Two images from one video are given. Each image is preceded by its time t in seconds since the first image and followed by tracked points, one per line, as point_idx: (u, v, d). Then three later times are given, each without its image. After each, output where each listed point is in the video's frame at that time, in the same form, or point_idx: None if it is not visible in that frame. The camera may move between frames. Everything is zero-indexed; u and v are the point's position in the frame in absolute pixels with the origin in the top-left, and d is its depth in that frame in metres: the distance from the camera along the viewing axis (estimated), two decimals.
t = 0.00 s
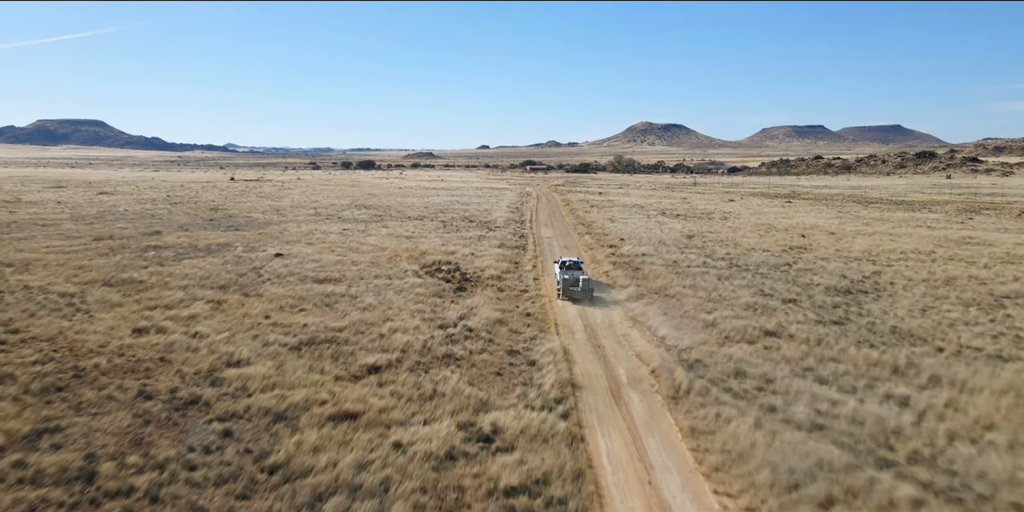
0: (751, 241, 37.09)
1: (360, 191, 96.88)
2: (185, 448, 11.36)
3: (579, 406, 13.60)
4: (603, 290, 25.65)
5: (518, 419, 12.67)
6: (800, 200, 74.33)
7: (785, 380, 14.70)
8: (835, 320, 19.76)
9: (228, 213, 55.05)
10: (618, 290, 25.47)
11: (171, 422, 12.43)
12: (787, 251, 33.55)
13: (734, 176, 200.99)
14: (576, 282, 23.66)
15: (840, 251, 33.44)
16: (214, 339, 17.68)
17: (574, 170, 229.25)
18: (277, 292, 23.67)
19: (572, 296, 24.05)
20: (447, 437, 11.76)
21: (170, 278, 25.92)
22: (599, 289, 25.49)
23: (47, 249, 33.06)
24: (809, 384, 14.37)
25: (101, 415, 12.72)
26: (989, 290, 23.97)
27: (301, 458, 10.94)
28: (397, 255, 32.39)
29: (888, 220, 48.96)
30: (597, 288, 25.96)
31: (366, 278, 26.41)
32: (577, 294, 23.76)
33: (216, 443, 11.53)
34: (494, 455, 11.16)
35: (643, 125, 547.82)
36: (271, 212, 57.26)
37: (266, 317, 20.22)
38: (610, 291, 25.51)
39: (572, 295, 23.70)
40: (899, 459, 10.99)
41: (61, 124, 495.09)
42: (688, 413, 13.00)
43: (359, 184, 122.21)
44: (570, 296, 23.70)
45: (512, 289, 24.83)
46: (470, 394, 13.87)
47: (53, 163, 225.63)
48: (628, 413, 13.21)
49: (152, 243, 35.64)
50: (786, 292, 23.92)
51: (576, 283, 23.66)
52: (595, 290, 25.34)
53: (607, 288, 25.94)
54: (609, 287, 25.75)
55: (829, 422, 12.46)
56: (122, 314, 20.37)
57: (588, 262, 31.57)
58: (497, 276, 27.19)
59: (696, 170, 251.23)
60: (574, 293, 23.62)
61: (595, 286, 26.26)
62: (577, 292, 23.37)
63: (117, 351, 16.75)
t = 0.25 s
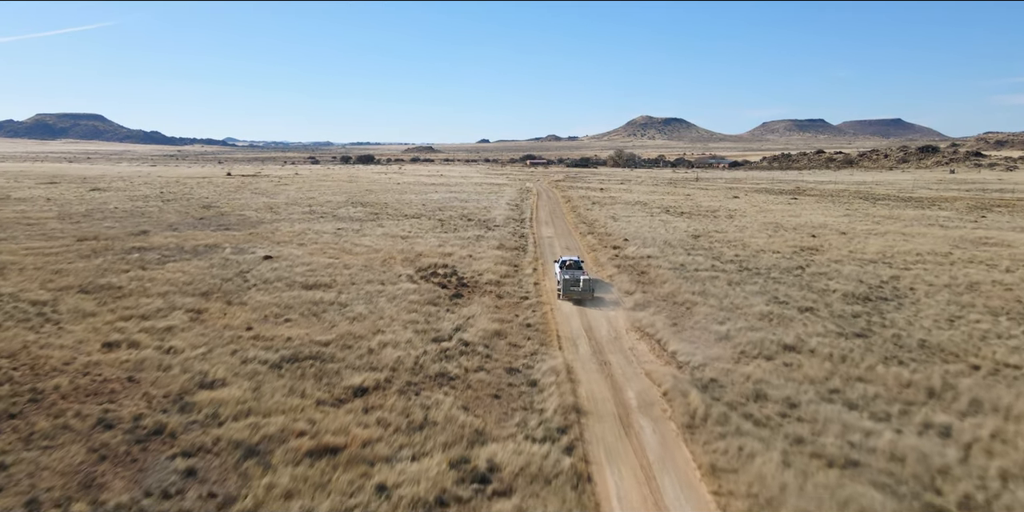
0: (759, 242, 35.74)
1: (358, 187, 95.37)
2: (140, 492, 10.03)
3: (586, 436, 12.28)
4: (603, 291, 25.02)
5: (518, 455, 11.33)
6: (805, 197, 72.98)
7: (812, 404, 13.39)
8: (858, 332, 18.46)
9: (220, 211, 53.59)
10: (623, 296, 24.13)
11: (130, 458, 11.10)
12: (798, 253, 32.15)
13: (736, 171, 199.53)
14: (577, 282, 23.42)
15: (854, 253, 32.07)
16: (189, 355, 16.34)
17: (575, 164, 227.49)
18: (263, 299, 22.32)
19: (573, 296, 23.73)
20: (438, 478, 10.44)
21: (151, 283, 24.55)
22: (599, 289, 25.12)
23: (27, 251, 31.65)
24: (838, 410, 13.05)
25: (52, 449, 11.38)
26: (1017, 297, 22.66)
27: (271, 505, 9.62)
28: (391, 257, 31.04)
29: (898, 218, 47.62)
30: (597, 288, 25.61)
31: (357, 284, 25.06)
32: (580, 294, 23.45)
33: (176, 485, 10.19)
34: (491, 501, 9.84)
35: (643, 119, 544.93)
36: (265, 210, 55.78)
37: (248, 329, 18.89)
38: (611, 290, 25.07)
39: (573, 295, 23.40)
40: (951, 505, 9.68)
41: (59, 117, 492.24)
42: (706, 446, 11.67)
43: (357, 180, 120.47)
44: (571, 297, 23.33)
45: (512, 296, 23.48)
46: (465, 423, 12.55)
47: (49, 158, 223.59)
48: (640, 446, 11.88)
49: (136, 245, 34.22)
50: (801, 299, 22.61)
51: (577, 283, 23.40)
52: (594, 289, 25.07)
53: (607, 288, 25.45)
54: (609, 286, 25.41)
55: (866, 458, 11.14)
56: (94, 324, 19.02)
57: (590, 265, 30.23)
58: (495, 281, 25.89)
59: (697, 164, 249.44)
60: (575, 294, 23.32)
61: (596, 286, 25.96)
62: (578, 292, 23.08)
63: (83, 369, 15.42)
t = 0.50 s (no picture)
0: (768, 243, 34.39)
1: (355, 183, 93.81)
2: None
3: (593, 477, 10.94)
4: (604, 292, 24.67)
5: (517, 500, 10.01)
6: (810, 194, 71.64)
7: (843, 436, 12.07)
8: (883, 347, 17.16)
9: (211, 210, 52.13)
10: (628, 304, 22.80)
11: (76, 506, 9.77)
12: (809, 255, 30.81)
13: (738, 166, 197.85)
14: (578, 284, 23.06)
15: (868, 256, 30.72)
16: (159, 375, 15.00)
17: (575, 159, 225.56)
18: (246, 308, 20.97)
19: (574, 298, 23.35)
20: None
21: (128, 290, 23.17)
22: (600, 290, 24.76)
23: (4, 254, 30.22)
24: (873, 443, 11.74)
25: None
26: None
27: None
28: (385, 260, 29.71)
29: (909, 217, 46.32)
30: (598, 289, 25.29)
31: (347, 291, 23.74)
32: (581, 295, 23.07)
33: None
34: None
35: (644, 113, 541.96)
36: (257, 209, 54.32)
37: (227, 344, 17.55)
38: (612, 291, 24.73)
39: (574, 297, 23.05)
40: None
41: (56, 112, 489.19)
42: (730, 491, 10.35)
43: (355, 175, 118.94)
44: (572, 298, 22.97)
45: (511, 305, 22.18)
46: (458, 460, 11.22)
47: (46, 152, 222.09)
48: (654, 489, 10.54)
49: (119, 247, 32.81)
50: (818, 307, 21.30)
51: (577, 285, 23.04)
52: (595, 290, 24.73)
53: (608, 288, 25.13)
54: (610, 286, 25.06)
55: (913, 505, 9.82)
56: (62, 338, 17.65)
57: (593, 268, 28.92)
58: (493, 287, 24.58)
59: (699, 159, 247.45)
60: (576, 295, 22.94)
61: (596, 286, 25.63)
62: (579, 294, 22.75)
63: (41, 393, 14.07)
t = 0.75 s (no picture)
0: (778, 245, 33.01)
1: (352, 178, 92.29)
2: None
3: None
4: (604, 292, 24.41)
5: None
6: (816, 190, 70.27)
7: (883, 477, 10.77)
8: (913, 365, 15.85)
9: (203, 208, 50.68)
10: (635, 313, 21.45)
11: None
12: (823, 259, 29.48)
13: (740, 161, 195.95)
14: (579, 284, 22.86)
15: (884, 259, 29.38)
16: (124, 400, 13.66)
17: (575, 153, 223.55)
18: (227, 320, 19.62)
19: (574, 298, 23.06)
20: None
21: (104, 299, 21.79)
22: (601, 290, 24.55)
23: None
24: (919, 486, 10.43)
25: None
26: None
27: None
28: (379, 264, 28.35)
29: (920, 216, 45.01)
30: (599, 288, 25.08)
31: (337, 299, 22.40)
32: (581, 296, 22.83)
33: None
34: None
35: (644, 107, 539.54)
36: (250, 207, 52.84)
37: (202, 362, 16.22)
38: (612, 291, 24.51)
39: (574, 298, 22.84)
40: None
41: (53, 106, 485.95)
42: None
43: (352, 171, 117.29)
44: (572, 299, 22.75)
45: (510, 315, 20.85)
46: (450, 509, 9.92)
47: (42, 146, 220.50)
48: None
49: (101, 249, 31.40)
50: (838, 318, 19.96)
51: (578, 285, 22.83)
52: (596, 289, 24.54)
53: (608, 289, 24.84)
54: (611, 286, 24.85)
55: None
56: (23, 355, 16.29)
57: (596, 272, 27.59)
58: (491, 294, 23.28)
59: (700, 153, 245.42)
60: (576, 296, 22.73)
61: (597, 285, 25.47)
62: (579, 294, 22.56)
63: None
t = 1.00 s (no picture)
0: (789, 247, 31.66)
1: (349, 175, 90.74)
2: None
3: None
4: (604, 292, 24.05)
5: None
6: (822, 187, 68.82)
7: None
8: (949, 389, 14.55)
9: (193, 207, 49.22)
10: (642, 324, 20.13)
11: None
12: (837, 263, 28.14)
13: (742, 155, 194.30)
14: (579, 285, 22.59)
15: (901, 263, 28.04)
16: (81, 433, 12.32)
17: (576, 147, 221.47)
18: (205, 334, 18.27)
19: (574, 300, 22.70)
20: None
21: (76, 310, 20.42)
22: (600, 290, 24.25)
23: None
24: None
25: None
26: None
27: None
28: (371, 270, 27.00)
29: (933, 215, 43.61)
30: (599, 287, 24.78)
31: (325, 310, 21.07)
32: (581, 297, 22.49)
33: None
34: None
35: (645, 100, 536.11)
36: (242, 205, 51.40)
37: (174, 385, 14.88)
38: (613, 291, 24.22)
39: (573, 299, 22.55)
40: None
41: (50, 99, 482.94)
42: None
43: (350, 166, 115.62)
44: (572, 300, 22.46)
45: (510, 328, 19.52)
46: None
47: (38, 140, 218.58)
48: None
49: (81, 252, 30.02)
50: (860, 332, 18.65)
51: (578, 286, 22.54)
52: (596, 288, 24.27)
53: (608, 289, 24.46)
54: (611, 285, 24.57)
55: None
56: None
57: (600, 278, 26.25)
58: (489, 304, 21.96)
59: (701, 147, 243.47)
60: (576, 297, 22.45)
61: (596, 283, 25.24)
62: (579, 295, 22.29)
63: None
